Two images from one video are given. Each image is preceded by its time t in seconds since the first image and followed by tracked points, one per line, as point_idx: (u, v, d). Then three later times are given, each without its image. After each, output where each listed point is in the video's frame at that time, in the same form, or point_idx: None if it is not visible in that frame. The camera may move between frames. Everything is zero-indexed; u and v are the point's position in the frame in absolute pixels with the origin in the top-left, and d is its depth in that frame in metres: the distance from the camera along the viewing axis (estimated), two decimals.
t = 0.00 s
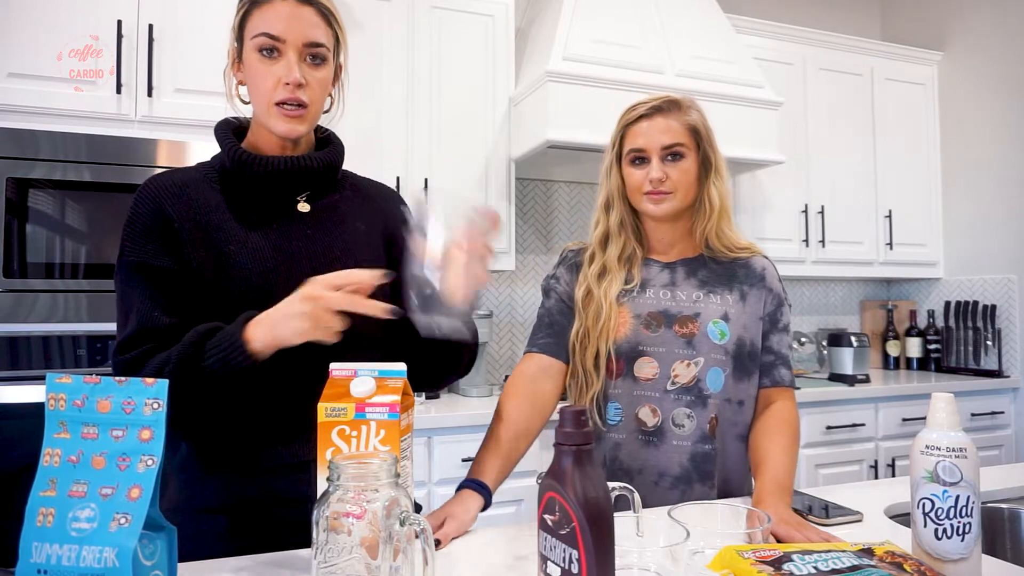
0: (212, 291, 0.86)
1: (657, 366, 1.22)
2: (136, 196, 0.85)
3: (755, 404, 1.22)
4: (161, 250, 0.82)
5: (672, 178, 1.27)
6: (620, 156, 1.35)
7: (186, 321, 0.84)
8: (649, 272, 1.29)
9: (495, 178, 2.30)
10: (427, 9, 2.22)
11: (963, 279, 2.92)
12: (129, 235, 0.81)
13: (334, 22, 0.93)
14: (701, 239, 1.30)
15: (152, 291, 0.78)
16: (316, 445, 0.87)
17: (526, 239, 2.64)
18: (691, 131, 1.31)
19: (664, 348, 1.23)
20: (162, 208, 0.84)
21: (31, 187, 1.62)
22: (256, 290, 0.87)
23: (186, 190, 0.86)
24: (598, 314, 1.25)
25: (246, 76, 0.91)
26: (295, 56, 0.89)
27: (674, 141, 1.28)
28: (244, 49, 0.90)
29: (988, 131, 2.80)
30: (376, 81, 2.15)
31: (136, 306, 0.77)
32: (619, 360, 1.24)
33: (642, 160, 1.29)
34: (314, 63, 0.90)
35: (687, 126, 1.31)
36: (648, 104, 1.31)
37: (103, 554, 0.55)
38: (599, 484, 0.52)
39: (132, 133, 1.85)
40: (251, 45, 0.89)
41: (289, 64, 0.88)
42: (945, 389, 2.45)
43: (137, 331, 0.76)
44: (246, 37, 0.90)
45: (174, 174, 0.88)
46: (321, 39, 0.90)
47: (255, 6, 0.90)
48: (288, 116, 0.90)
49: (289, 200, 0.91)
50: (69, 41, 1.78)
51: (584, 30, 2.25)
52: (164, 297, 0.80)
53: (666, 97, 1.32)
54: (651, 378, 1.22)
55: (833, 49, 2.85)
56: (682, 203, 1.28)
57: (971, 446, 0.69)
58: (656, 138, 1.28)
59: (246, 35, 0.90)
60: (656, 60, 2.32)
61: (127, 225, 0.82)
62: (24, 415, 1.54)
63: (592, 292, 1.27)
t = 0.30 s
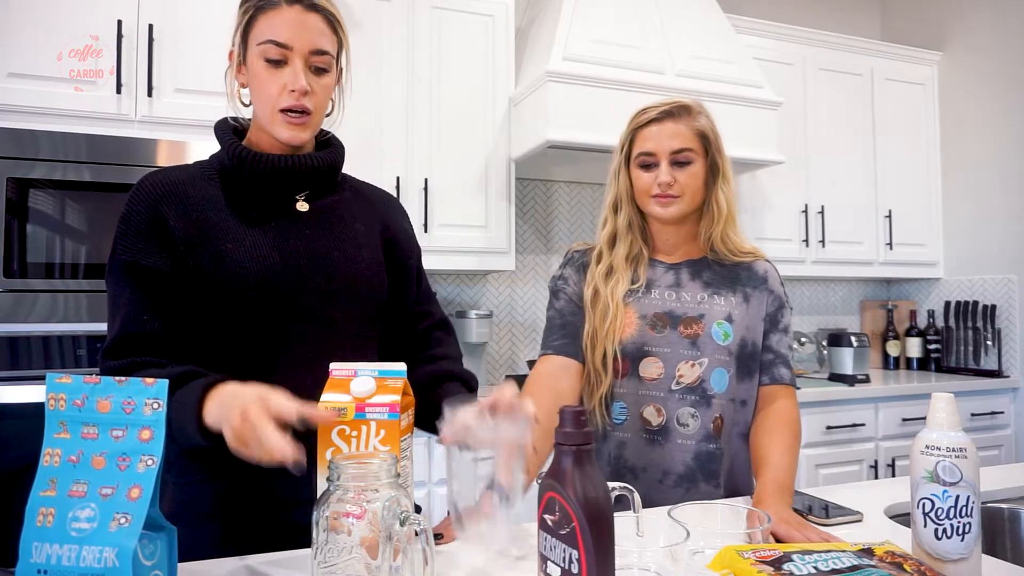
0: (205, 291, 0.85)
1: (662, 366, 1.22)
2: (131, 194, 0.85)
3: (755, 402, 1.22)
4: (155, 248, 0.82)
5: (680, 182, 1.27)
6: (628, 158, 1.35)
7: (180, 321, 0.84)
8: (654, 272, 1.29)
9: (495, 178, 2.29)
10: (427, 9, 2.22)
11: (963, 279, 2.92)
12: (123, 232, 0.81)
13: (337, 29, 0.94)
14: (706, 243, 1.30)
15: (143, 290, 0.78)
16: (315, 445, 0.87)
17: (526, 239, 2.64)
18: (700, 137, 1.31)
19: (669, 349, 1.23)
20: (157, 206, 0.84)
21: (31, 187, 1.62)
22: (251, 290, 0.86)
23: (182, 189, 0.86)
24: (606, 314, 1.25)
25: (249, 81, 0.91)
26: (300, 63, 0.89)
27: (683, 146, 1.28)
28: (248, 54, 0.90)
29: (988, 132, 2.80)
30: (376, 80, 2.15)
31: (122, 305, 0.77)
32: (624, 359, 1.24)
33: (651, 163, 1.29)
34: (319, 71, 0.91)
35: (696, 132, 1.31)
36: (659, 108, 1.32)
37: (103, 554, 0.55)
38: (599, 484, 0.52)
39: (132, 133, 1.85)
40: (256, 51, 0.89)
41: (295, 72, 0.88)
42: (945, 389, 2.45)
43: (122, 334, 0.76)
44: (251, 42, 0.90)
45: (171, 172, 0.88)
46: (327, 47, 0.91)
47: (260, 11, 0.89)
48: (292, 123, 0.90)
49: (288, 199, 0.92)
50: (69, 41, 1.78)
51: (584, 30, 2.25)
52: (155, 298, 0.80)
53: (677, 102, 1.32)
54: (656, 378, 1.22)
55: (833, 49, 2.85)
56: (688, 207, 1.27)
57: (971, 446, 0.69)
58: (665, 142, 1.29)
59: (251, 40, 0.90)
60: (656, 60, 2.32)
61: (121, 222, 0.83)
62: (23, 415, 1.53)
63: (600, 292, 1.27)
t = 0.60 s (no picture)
0: (211, 289, 0.84)
1: (663, 369, 1.22)
2: (135, 192, 0.85)
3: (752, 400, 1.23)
4: (160, 244, 0.81)
5: (674, 181, 1.27)
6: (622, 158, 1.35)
7: (184, 319, 0.83)
8: (653, 273, 1.29)
9: (495, 179, 2.29)
10: (427, 8, 2.22)
11: (964, 279, 2.92)
12: (127, 228, 0.81)
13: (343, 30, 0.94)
14: (703, 241, 1.30)
15: (149, 287, 0.78)
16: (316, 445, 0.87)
17: (526, 239, 2.64)
18: (693, 134, 1.31)
19: (669, 351, 1.22)
20: (161, 204, 0.84)
21: (31, 187, 1.62)
22: (256, 290, 0.86)
23: (185, 186, 0.86)
24: (606, 316, 1.25)
25: (255, 79, 0.90)
26: (309, 63, 0.89)
27: (677, 144, 1.28)
28: (254, 53, 0.89)
29: (988, 132, 2.80)
30: (376, 81, 2.15)
31: (128, 302, 0.76)
32: (625, 363, 1.24)
33: (645, 163, 1.29)
34: (325, 71, 0.91)
35: (689, 130, 1.30)
36: (651, 108, 1.32)
37: (103, 554, 0.55)
38: (599, 484, 0.52)
39: (132, 134, 1.84)
40: (263, 50, 0.88)
41: (304, 72, 0.88)
42: (946, 389, 2.45)
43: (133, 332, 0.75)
44: (257, 40, 0.89)
45: (173, 170, 0.88)
46: (335, 47, 0.91)
47: (268, 11, 0.88)
48: (299, 123, 0.90)
49: (291, 199, 0.91)
50: (69, 41, 1.78)
51: (584, 30, 2.25)
52: (161, 295, 0.79)
53: (669, 100, 1.32)
54: (656, 382, 1.22)
55: (833, 49, 2.85)
56: (683, 206, 1.27)
57: (971, 446, 0.69)
58: (659, 142, 1.28)
59: (258, 39, 0.89)
60: (656, 60, 2.32)
61: (125, 219, 0.82)
62: (22, 415, 1.53)
63: (599, 293, 1.27)
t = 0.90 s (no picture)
0: (218, 288, 0.84)
1: (662, 372, 1.22)
2: (137, 192, 0.83)
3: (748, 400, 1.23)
4: (167, 241, 0.80)
5: (668, 183, 1.27)
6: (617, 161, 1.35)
7: (197, 316, 0.82)
8: (649, 275, 1.29)
9: (495, 179, 2.29)
10: (427, 9, 2.22)
11: (964, 279, 2.92)
12: (133, 225, 0.79)
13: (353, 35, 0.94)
14: (699, 241, 1.30)
15: (159, 284, 0.77)
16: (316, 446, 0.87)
17: (526, 239, 2.64)
18: (686, 135, 1.30)
19: (668, 354, 1.22)
20: (166, 202, 0.82)
21: (31, 187, 1.62)
22: (262, 289, 0.86)
23: (190, 186, 0.85)
24: (603, 320, 1.25)
25: (266, 78, 0.89)
26: (325, 67, 0.89)
27: (671, 146, 1.28)
28: (268, 51, 0.88)
29: (988, 131, 2.80)
30: (376, 81, 2.15)
31: (139, 299, 0.75)
32: (623, 366, 1.24)
33: (639, 166, 1.29)
34: (337, 74, 0.91)
35: (682, 131, 1.30)
36: (643, 110, 1.31)
37: (103, 554, 0.55)
38: (599, 484, 0.52)
39: (132, 133, 1.84)
40: (279, 50, 0.87)
41: (321, 75, 0.88)
42: (945, 389, 2.45)
43: (152, 330, 0.74)
44: (272, 39, 0.88)
45: (175, 170, 0.87)
46: (349, 52, 0.91)
47: (285, 11, 0.88)
48: (310, 124, 0.89)
49: (294, 199, 0.92)
50: (69, 41, 1.78)
51: (584, 30, 2.25)
52: (171, 291, 0.78)
53: (661, 102, 1.32)
54: (655, 385, 1.22)
55: (833, 49, 2.85)
56: (678, 209, 1.27)
57: (971, 446, 0.69)
58: (652, 144, 1.28)
59: (272, 38, 0.88)
60: (656, 60, 2.32)
61: (129, 218, 0.80)
62: (22, 415, 1.53)
63: (596, 297, 1.27)
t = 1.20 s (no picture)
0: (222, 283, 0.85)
1: (662, 374, 1.22)
2: (138, 184, 0.83)
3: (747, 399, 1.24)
4: (168, 234, 0.80)
5: (667, 181, 1.28)
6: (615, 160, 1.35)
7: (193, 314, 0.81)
8: (648, 276, 1.28)
9: (495, 179, 2.29)
10: (427, 9, 2.22)
11: (964, 279, 2.92)
12: (134, 218, 0.80)
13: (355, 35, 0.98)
14: (699, 240, 1.30)
15: (159, 273, 0.76)
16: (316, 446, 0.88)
17: (526, 239, 2.64)
18: (685, 134, 1.31)
19: (667, 356, 1.23)
20: (168, 195, 0.83)
21: (31, 187, 1.62)
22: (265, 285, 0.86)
23: (192, 179, 0.85)
24: (603, 320, 1.24)
25: (275, 74, 0.91)
26: (335, 64, 0.93)
27: (669, 144, 1.28)
28: (278, 48, 0.90)
29: (988, 130, 2.80)
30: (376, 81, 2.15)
31: (139, 290, 0.74)
32: (623, 368, 1.24)
33: (638, 164, 1.30)
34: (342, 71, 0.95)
35: (680, 129, 1.31)
36: (642, 108, 1.31)
37: (103, 554, 0.55)
38: (599, 484, 0.52)
39: (132, 134, 1.84)
40: (291, 47, 0.90)
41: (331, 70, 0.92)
42: (945, 389, 2.45)
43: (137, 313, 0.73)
44: (282, 36, 0.90)
45: (176, 163, 0.87)
46: (354, 51, 0.96)
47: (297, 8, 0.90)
48: (320, 117, 0.93)
49: (295, 195, 0.91)
50: (69, 41, 1.78)
51: (584, 30, 2.25)
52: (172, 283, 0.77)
53: (660, 100, 1.31)
54: (655, 387, 1.22)
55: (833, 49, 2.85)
56: (677, 206, 1.28)
57: (971, 446, 0.69)
58: (651, 142, 1.29)
59: (283, 34, 0.90)
60: (656, 60, 2.32)
61: (130, 210, 0.81)
62: (23, 415, 1.53)
63: (596, 296, 1.26)
